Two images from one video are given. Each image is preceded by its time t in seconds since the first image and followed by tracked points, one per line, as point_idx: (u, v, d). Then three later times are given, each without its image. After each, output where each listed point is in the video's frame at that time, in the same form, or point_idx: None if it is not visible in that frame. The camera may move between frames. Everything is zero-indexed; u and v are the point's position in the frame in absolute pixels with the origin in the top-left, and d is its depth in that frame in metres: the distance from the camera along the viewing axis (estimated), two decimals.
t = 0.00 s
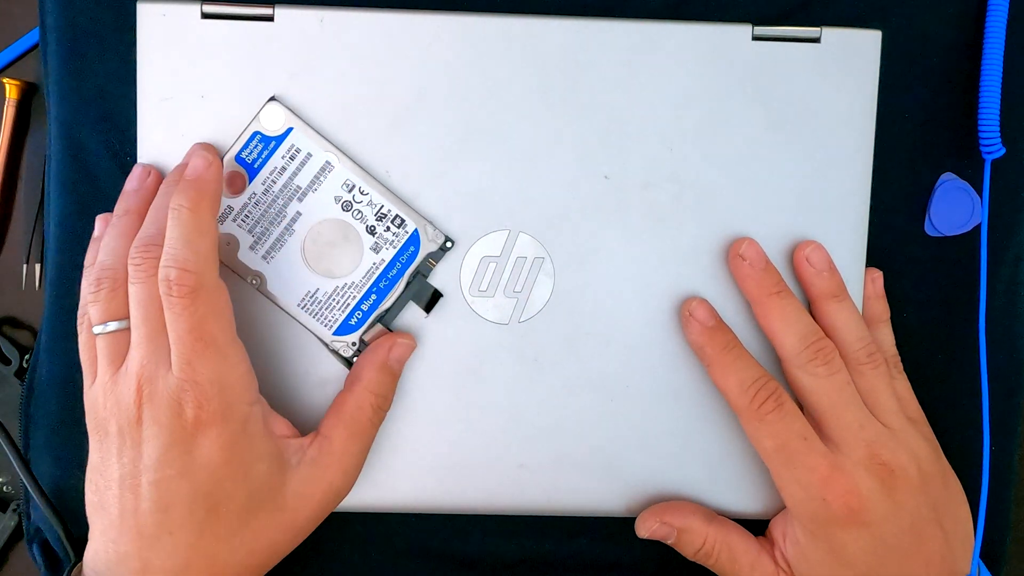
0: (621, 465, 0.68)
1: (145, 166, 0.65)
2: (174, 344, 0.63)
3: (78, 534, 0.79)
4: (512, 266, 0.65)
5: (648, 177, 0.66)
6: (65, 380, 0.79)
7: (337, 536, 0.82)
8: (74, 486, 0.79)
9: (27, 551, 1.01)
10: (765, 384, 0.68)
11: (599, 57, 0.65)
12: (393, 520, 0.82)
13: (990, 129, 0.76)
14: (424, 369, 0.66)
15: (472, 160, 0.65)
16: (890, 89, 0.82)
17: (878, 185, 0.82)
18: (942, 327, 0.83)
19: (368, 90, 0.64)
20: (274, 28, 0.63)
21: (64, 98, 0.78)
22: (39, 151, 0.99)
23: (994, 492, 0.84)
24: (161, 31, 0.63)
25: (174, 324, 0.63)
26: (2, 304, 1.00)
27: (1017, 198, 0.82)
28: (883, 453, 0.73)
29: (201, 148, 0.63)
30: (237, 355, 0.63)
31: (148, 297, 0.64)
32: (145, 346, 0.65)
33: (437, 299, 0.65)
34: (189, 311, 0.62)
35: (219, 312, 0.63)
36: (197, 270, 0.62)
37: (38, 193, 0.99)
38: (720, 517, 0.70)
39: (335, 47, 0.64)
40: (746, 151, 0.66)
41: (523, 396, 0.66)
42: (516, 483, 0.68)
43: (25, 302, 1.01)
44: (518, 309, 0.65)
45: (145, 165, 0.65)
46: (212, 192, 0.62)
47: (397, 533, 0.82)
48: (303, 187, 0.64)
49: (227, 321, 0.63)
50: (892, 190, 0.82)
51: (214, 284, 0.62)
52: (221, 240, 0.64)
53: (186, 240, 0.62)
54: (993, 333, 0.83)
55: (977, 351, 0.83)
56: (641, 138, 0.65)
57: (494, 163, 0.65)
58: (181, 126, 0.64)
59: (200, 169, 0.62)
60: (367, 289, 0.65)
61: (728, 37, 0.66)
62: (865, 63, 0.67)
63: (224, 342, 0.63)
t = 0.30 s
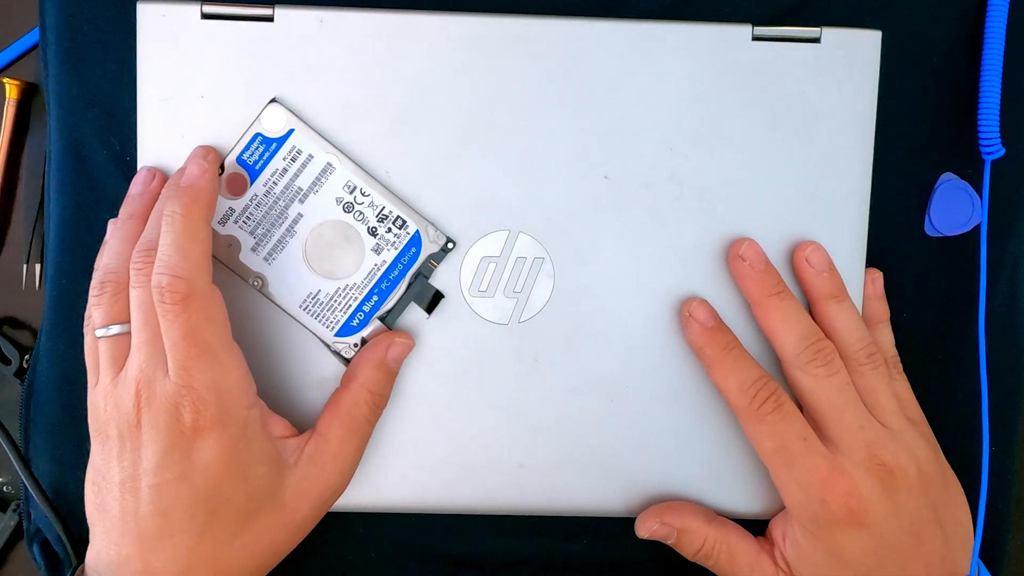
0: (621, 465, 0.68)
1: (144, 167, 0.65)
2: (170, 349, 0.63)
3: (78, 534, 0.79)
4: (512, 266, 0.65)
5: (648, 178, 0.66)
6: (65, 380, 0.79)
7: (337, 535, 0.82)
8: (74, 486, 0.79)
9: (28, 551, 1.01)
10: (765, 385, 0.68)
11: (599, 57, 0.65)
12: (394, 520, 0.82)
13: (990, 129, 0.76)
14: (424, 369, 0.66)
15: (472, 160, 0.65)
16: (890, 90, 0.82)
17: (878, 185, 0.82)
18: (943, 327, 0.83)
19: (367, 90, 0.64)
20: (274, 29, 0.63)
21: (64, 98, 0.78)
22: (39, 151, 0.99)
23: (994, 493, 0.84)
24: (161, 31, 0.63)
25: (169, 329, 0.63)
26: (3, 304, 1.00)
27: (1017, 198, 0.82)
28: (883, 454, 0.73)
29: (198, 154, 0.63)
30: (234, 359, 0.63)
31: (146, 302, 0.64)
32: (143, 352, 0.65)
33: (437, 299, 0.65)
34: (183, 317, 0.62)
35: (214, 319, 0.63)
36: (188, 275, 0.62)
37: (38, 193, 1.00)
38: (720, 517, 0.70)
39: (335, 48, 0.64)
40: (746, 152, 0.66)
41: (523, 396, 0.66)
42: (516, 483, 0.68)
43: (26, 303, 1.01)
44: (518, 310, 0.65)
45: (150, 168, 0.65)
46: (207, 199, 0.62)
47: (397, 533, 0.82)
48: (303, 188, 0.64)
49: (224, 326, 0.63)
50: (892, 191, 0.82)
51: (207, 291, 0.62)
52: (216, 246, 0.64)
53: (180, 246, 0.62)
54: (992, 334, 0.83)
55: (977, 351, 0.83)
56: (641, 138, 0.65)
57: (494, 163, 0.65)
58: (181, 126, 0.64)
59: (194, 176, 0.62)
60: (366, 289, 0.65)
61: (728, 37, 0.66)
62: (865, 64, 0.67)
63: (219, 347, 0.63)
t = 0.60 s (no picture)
0: (621, 466, 0.68)
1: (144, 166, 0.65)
2: (167, 351, 0.63)
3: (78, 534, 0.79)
4: (512, 266, 0.65)
5: (648, 178, 0.66)
6: (65, 380, 0.79)
7: (337, 538, 0.82)
8: (74, 486, 0.79)
9: (28, 551, 1.01)
10: (766, 385, 0.68)
11: (599, 57, 0.65)
12: (393, 520, 0.82)
13: (990, 129, 0.76)
14: (423, 369, 0.66)
15: (472, 160, 0.65)
16: (890, 90, 0.82)
17: (878, 186, 0.82)
18: (943, 327, 0.83)
19: (367, 91, 0.64)
20: (274, 29, 0.63)
21: (64, 98, 0.78)
22: (39, 151, 0.99)
23: (994, 493, 0.84)
24: (161, 31, 0.63)
25: (167, 331, 0.63)
26: (3, 304, 1.00)
27: (1018, 198, 0.82)
28: (883, 454, 0.73)
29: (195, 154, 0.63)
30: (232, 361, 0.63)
31: (145, 304, 0.64)
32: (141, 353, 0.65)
33: (437, 299, 0.65)
34: (180, 318, 0.62)
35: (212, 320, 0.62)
36: (185, 277, 0.62)
37: (38, 194, 1.00)
38: (721, 519, 0.70)
39: (334, 48, 0.64)
40: (746, 152, 0.66)
41: (523, 396, 0.66)
42: (517, 483, 0.68)
43: (26, 303, 1.01)
44: (518, 310, 0.65)
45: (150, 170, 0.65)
46: (205, 201, 0.62)
47: (397, 533, 0.82)
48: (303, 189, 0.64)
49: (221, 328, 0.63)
50: (892, 191, 0.82)
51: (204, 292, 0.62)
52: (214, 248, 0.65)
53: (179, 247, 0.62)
54: (993, 334, 0.83)
55: (977, 351, 0.83)
56: (641, 138, 0.65)
57: (494, 163, 0.65)
58: (181, 126, 0.64)
59: (192, 177, 0.62)
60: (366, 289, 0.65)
61: (728, 37, 0.66)
62: (866, 64, 0.67)
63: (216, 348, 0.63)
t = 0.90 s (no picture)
0: (621, 465, 0.68)
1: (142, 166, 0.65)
2: (139, 360, 0.63)
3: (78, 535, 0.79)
4: (512, 266, 0.65)
5: (648, 178, 0.66)
6: (65, 381, 0.79)
7: (337, 538, 0.82)
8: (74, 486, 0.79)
9: (27, 551, 1.01)
10: (765, 384, 0.68)
11: (599, 57, 0.65)
12: (393, 520, 0.82)
13: (990, 129, 0.76)
14: (423, 369, 0.66)
15: (472, 160, 0.65)
16: (890, 89, 0.82)
17: (877, 185, 0.82)
18: (942, 327, 0.83)
19: (367, 90, 0.64)
20: (274, 28, 0.63)
21: (64, 98, 0.78)
22: (38, 150, 0.99)
23: (994, 492, 0.84)
24: (161, 31, 0.63)
25: (137, 340, 0.62)
26: (3, 304, 1.00)
27: (1017, 198, 0.82)
28: (883, 454, 0.73)
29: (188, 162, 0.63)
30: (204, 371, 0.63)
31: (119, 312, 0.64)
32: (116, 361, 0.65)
33: (436, 299, 0.65)
34: (151, 326, 0.62)
35: (182, 330, 0.62)
36: (156, 286, 0.61)
37: (38, 193, 1.00)
38: (720, 517, 0.70)
39: (334, 47, 0.64)
40: (746, 152, 0.66)
41: (523, 396, 0.66)
42: (516, 483, 0.68)
43: (25, 303, 1.01)
44: (518, 309, 0.65)
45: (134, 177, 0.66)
46: (177, 209, 0.62)
47: (397, 533, 0.82)
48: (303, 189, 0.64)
49: (192, 338, 0.62)
50: (892, 190, 0.82)
51: (174, 302, 0.62)
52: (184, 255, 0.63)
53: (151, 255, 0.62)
54: (992, 334, 0.83)
55: (977, 351, 0.83)
56: (640, 138, 0.65)
57: (494, 163, 0.65)
58: (180, 125, 0.64)
59: (167, 185, 0.62)
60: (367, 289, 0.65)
61: (728, 37, 0.66)
62: (865, 64, 0.67)
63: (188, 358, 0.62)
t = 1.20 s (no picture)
0: (621, 465, 0.68)
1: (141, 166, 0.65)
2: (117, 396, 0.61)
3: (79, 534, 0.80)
4: (512, 266, 0.65)
5: (648, 178, 0.66)
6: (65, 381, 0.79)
7: (337, 538, 0.82)
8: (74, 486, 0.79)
9: (27, 551, 1.01)
10: (765, 384, 0.68)
11: (598, 57, 0.65)
12: (393, 520, 0.82)
13: (990, 129, 0.76)
14: (423, 369, 0.66)
15: (472, 160, 0.65)
16: (890, 89, 0.82)
17: (877, 186, 0.82)
18: (942, 327, 0.83)
19: (367, 90, 0.64)
20: (274, 28, 0.63)
21: (64, 98, 0.78)
22: (38, 150, 0.99)
23: (994, 492, 0.84)
24: (161, 31, 0.63)
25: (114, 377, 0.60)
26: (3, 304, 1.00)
27: (1017, 198, 0.82)
28: (883, 453, 0.73)
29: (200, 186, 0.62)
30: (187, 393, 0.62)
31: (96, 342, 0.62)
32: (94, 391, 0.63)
33: (436, 298, 0.65)
34: (125, 358, 0.59)
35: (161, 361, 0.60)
36: (131, 322, 0.59)
37: (38, 193, 1.00)
38: (720, 517, 0.70)
39: (334, 47, 0.64)
40: (746, 152, 0.66)
41: (522, 395, 0.66)
42: (516, 483, 0.68)
43: (26, 302, 1.01)
44: (518, 309, 0.65)
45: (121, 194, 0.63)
46: (160, 242, 0.59)
47: (396, 533, 0.82)
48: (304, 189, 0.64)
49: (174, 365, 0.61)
50: (892, 190, 0.82)
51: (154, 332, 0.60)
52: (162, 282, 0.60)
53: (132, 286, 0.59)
54: (992, 333, 0.83)
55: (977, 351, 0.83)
56: (640, 137, 0.65)
57: (494, 163, 0.65)
58: (180, 124, 0.64)
59: (156, 217, 0.60)
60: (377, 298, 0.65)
61: (728, 37, 0.66)
62: (865, 65, 0.67)
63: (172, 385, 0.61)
